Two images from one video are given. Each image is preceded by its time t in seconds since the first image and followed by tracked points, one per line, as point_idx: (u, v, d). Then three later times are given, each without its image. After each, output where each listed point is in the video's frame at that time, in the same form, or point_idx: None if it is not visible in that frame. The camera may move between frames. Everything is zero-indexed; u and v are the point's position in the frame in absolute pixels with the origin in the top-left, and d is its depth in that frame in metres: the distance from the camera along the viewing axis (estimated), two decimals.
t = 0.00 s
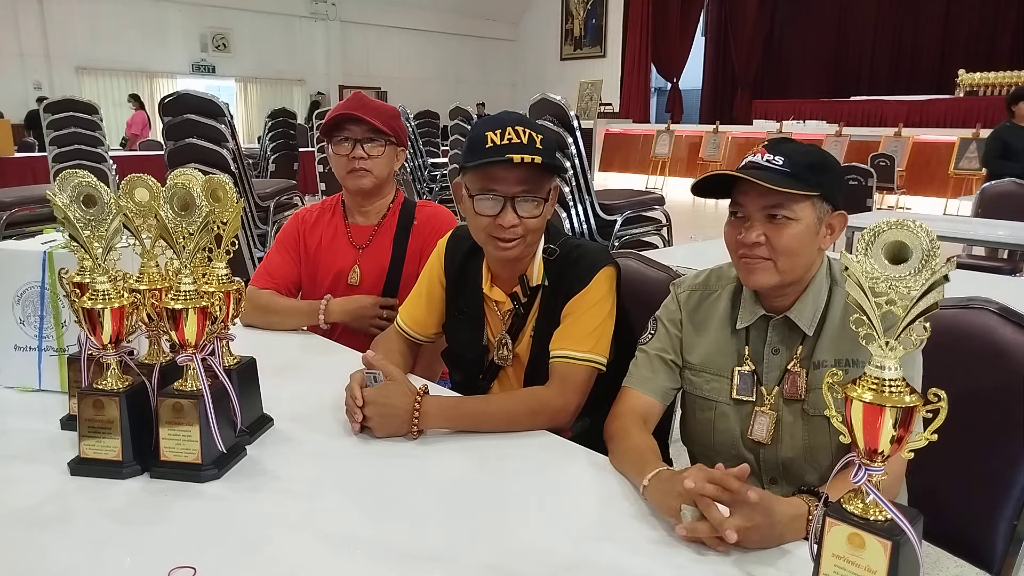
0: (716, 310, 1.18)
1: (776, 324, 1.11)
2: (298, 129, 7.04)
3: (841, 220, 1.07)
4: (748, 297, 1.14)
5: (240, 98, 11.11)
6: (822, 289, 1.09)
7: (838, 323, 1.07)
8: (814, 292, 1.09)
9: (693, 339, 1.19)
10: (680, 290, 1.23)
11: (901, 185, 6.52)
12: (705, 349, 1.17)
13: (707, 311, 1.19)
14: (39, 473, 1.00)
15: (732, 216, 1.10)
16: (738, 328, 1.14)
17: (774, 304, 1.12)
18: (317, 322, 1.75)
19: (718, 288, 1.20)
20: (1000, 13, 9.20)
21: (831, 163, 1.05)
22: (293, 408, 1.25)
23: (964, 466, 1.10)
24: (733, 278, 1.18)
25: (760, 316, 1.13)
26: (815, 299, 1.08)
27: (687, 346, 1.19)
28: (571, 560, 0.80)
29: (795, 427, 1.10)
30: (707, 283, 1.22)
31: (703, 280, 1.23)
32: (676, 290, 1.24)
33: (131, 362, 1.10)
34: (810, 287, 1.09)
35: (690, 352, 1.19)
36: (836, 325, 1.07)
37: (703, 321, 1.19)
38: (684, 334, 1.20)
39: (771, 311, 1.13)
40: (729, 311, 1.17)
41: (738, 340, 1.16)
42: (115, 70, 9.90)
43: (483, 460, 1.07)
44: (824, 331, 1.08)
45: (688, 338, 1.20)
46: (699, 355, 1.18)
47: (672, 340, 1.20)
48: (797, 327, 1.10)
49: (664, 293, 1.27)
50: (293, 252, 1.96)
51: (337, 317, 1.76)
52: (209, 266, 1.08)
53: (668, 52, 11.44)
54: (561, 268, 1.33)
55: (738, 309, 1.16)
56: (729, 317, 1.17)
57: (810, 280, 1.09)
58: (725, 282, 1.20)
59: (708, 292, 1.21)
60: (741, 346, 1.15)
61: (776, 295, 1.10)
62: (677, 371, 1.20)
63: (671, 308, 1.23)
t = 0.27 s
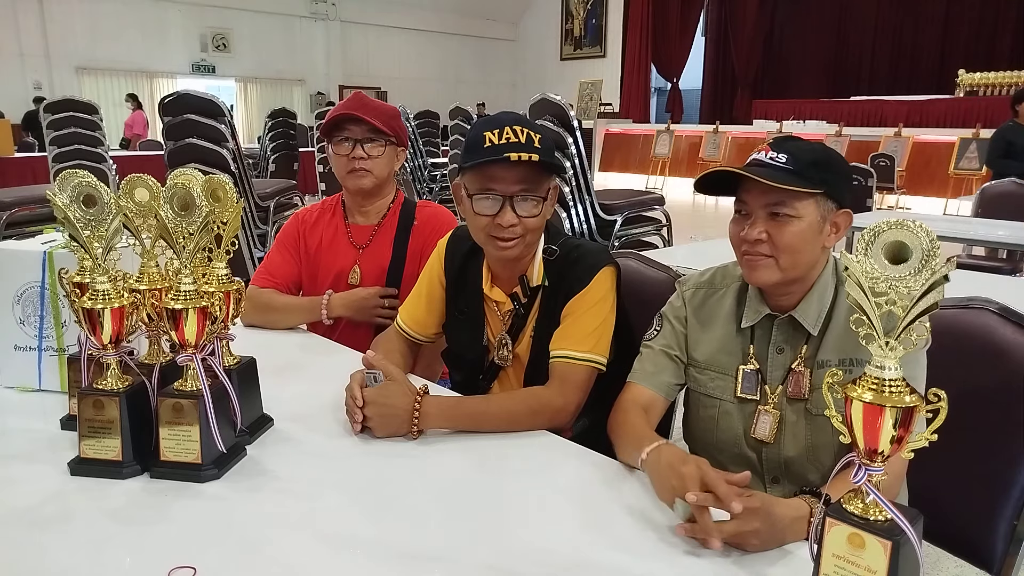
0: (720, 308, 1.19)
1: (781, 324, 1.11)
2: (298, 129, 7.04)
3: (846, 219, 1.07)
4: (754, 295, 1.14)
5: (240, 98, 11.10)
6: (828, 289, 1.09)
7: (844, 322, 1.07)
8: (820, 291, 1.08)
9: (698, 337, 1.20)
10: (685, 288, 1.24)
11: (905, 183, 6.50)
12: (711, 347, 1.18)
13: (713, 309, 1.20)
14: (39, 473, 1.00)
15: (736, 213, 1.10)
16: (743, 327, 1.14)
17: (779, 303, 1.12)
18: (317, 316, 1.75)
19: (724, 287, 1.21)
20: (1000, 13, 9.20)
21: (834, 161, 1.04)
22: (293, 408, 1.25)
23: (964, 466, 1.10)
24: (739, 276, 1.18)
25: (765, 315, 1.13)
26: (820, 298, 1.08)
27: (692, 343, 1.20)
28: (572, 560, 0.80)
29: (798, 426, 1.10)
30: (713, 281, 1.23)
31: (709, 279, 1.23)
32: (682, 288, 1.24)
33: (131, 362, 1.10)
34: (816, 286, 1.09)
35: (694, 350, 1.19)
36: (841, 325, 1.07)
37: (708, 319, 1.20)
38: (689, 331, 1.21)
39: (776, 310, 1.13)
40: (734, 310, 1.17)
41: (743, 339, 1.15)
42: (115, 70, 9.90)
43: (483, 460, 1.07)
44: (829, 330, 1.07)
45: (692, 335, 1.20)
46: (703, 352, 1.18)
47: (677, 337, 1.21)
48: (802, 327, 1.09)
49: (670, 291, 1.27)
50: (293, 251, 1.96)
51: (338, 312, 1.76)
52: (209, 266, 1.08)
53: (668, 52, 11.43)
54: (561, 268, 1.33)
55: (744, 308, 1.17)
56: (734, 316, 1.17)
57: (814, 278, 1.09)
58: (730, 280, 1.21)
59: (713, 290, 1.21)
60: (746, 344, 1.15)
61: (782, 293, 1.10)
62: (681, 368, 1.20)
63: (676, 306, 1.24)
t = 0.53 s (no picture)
0: (725, 308, 1.19)
1: (785, 325, 1.11)
2: (298, 129, 7.04)
3: (850, 220, 1.06)
4: (759, 295, 1.14)
5: (240, 98, 11.11)
6: (832, 291, 1.08)
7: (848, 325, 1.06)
8: (824, 294, 1.08)
9: (701, 337, 1.20)
10: (689, 288, 1.24)
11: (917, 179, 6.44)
12: (713, 346, 1.18)
13: (717, 308, 1.20)
14: (39, 473, 1.00)
15: (738, 214, 1.11)
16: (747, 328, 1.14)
17: (784, 304, 1.11)
18: (319, 314, 1.76)
19: (728, 286, 1.21)
20: (1000, 13, 9.20)
21: (837, 161, 1.04)
22: (292, 408, 1.25)
23: (964, 465, 1.10)
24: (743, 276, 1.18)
25: (769, 316, 1.13)
26: (825, 300, 1.08)
27: (695, 342, 1.20)
28: (571, 560, 0.80)
29: (801, 428, 1.10)
30: (718, 281, 1.23)
31: (714, 278, 1.23)
32: (686, 287, 1.25)
33: (131, 362, 1.10)
34: (820, 288, 1.09)
35: (697, 349, 1.19)
36: (845, 327, 1.06)
37: (712, 318, 1.20)
38: (692, 330, 1.21)
39: (781, 311, 1.12)
40: (738, 310, 1.17)
41: (746, 340, 1.15)
42: (115, 70, 9.91)
43: (483, 459, 1.07)
44: (833, 332, 1.07)
45: (696, 335, 1.21)
46: (706, 351, 1.19)
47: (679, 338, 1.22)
48: (806, 328, 1.09)
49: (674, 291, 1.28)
50: (293, 251, 1.96)
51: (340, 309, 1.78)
52: (209, 266, 1.08)
53: (668, 52, 11.43)
54: (561, 269, 1.33)
55: (748, 308, 1.17)
56: (738, 315, 1.17)
57: (819, 278, 1.08)
58: (735, 280, 1.21)
59: (718, 290, 1.21)
60: (750, 345, 1.15)
61: (785, 295, 1.10)
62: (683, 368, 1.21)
63: (679, 306, 1.24)
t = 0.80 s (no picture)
0: (724, 308, 1.19)
1: (785, 325, 1.11)
2: (298, 129, 7.05)
3: (849, 221, 1.05)
4: (758, 296, 1.14)
5: (240, 98, 11.10)
6: (833, 292, 1.08)
7: (848, 326, 1.06)
8: (825, 294, 1.08)
9: (701, 337, 1.20)
10: (690, 288, 1.24)
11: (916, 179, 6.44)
12: (713, 346, 1.18)
13: (717, 308, 1.20)
14: (39, 473, 1.00)
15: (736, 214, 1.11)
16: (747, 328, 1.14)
17: (784, 304, 1.11)
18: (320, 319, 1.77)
19: (728, 287, 1.21)
20: (1000, 13, 9.20)
21: (837, 161, 1.03)
22: (292, 408, 1.25)
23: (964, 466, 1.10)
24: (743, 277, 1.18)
25: (770, 316, 1.13)
26: (825, 300, 1.08)
27: (695, 342, 1.20)
28: (570, 560, 0.80)
29: (801, 428, 1.09)
30: (718, 281, 1.23)
31: (714, 279, 1.23)
32: (685, 288, 1.25)
33: (131, 362, 1.10)
34: (821, 288, 1.08)
35: (697, 349, 1.19)
36: (845, 328, 1.06)
37: (712, 318, 1.20)
38: (692, 330, 1.21)
39: (781, 311, 1.12)
40: (738, 310, 1.17)
41: (747, 340, 1.15)
42: (115, 70, 9.90)
43: (483, 459, 1.07)
44: (833, 332, 1.07)
45: (695, 336, 1.21)
46: (705, 351, 1.19)
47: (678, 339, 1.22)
48: (807, 329, 1.09)
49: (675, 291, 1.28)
50: (293, 252, 1.96)
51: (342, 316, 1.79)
52: (209, 266, 1.08)
53: (668, 52, 11.42)
54: (560, 269, 1.34)
55: (748, 309, 1.17)
56: (738, 316, 1.17)
57: (819, 278, 1.08)
58: (735, 280, 1.21)
59: (718, 290, 1.21)
60: (750, 345, 1.15)
61: (785, 295, 1.09)
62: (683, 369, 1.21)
63: (679, 307, 1.24)
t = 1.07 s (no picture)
0: (724, 308, 1.19)
1: (785, 324, 1.11)
2: (298, 129, 7.04)
3: (848, 220, 1.05)
4: (759, 295, 1.14)
5: (240, 98, 11.11)
6: (832, 292, 1.08)
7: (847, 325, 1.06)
8: (824, 293, 1.08)
9: (700, 337, 1.20)
10: (690, 287, 1.24)
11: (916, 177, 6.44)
12: (712, 346, 1.18)
13: (717, 308, 1.20)
14: (39, 473, 1.00)
15: (737, 214, 1.11)
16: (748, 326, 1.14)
17: (784, 303, 1.11)
18: (320, 323, 1.77)
19: (728, 286, 1.21)
20: (1000, 13, 9.20)
21: (836, 160, 1.03)
22: (292, 408, 1.25)
23: (963, 466, 1.10)
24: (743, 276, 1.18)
25: (769, 315, 1.13)
26: (825, 300, 1.08)
27: (695, 341, 1.20)
28: (569, 560, 0.81)
29: (800, 427, 1.10)
30: (718, 280, 1.23)
31: (714, 278, 1.23)
32: (685, 287, 1.25)
33: (131, 362, 1.10)
34: (821, 288, 1.09)
35: (697, 348, 1.19)
36: (844, 327, 1.06)
37: (712, 317, 1.20)
38: (692, 329, 1.21)
39: (781, 310, 1.12)
40: (737, 310, 1.17)
41: (747, 339, 1.15)
42: (115, 70, 9.90)
43: (482, 459, 1.07)
44: (833, 331, 1.07)
45: (695, 336, 1.20)
46: (705, 350, 1.18)
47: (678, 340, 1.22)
48: (807, 328, 1.09)
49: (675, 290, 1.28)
50: (293, 252, 1.96)
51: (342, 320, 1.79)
52: (209, 266, 1.08)
53: (668, 52, 11.41)
54: (560, 268, 1.34)
55: (747, 308, 1.17)
56: (738, 315, 1.17)
57: (819, 278, 1.08)
58: (734, 280, 1.21)
59: (718, 289, 1.21)
60: (749, 345, 1.15)
61: (785, 293, 1.10)
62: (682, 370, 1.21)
63: (679, 307, 1.24)
